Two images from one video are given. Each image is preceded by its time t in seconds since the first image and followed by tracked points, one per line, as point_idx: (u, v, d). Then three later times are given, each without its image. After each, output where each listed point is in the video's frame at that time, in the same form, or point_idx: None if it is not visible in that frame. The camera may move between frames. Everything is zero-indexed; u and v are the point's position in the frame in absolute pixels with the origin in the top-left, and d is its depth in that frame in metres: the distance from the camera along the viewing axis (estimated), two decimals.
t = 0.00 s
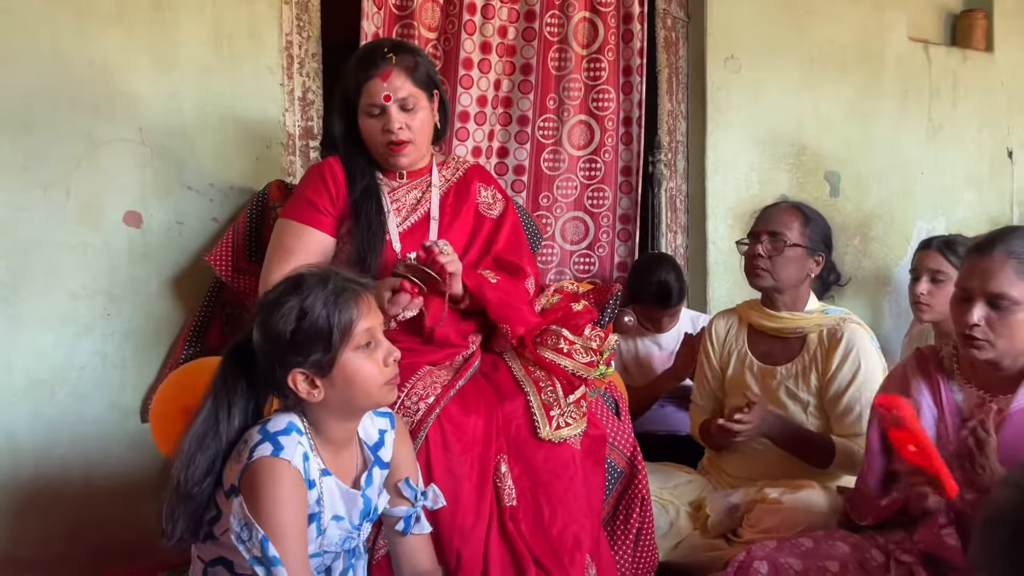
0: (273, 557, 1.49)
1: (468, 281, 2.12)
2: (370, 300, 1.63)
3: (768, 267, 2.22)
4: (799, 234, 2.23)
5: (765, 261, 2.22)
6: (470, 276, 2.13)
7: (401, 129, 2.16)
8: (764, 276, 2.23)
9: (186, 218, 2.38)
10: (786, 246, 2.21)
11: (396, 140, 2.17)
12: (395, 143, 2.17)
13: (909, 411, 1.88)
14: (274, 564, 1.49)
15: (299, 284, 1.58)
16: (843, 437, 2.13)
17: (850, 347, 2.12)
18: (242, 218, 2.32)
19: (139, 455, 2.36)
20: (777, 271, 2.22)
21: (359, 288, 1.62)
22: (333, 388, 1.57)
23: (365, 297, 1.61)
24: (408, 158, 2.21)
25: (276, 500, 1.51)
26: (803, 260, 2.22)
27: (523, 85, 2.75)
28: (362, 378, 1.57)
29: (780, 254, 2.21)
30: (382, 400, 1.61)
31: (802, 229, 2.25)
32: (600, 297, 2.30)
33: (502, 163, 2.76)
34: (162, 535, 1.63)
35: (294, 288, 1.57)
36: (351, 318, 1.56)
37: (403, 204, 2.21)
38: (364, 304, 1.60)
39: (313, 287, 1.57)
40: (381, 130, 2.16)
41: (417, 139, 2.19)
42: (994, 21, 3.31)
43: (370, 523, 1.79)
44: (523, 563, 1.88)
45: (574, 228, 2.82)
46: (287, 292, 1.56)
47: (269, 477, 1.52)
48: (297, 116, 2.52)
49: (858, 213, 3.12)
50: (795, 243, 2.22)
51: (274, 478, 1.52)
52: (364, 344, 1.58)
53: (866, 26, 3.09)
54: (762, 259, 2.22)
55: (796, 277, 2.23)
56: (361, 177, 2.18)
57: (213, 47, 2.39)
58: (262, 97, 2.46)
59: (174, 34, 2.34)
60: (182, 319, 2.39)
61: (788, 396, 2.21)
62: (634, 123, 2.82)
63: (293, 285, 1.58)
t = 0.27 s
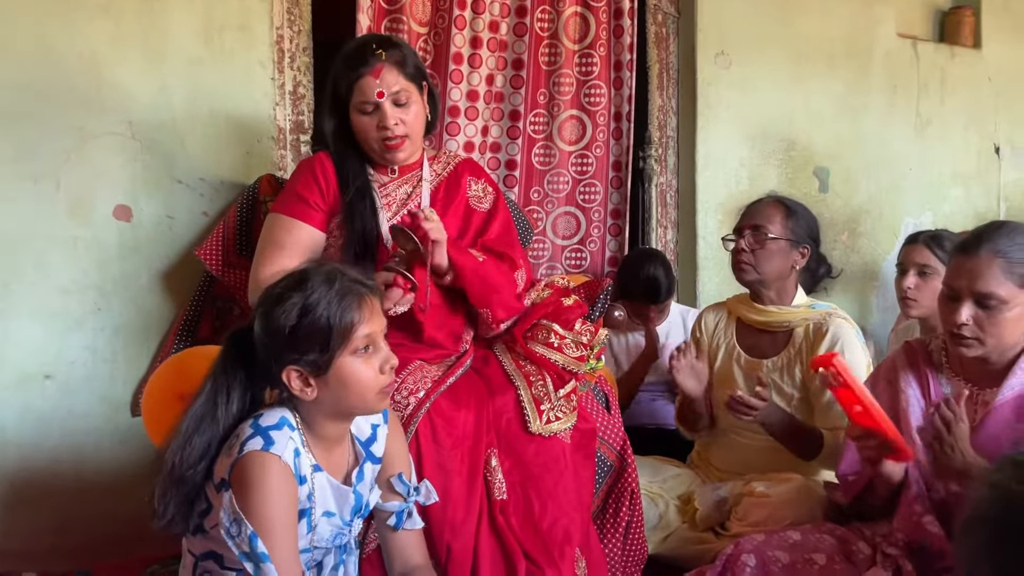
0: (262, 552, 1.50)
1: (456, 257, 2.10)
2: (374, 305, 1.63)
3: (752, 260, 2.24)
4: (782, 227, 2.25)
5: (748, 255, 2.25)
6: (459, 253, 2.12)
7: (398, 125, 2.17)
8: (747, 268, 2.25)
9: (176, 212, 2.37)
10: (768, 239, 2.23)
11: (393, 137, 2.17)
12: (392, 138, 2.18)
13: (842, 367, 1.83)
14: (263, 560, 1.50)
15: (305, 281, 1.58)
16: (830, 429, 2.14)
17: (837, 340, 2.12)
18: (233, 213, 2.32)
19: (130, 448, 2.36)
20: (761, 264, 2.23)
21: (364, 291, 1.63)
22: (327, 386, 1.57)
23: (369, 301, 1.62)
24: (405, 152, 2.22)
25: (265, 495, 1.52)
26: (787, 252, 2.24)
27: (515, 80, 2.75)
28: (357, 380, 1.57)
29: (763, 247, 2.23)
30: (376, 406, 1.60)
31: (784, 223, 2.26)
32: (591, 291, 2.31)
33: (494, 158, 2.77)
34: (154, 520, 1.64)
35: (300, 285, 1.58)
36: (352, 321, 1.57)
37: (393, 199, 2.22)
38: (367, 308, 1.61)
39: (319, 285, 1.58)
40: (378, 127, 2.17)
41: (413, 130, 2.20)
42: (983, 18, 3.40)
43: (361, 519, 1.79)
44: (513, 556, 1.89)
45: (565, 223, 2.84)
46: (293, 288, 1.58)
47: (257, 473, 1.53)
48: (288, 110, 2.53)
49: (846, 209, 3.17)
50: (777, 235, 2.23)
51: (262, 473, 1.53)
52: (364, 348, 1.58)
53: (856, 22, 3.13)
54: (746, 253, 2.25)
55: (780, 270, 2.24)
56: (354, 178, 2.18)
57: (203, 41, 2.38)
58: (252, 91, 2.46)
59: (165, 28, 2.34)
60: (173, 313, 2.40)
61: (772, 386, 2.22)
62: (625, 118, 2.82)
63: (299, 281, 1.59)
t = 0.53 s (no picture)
0: (246, 550, 1.52)
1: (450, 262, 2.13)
2: (360, 311, 1.62)
3: (738, 254, 2.25)
4: (766, 220, 2.26)
5: (734, 249, 2.26)
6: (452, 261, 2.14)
7: (387, 120, 2.16)
8: (733, 262, 2.26)
9: (166, 206, 2.36)
10: (753, 232, 2.24)
11: (382, 132, 2.17)
12: (379, 134, 2.18)
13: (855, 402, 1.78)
14: (247, 558, 1.52)
15: (292, 282, 1.58)
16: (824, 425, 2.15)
17: (825, 334, 2.14)
18: (223, 206, 2.31)
19: (120, 442, 2.35)
20: (747, 258, 2.24)
21: (350, 296, 1.62)
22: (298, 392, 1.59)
23: (354, 309, 1.60)
24: (395, 145, 2.21)
25: (250, 492, 1.54)
26: (774, 245, 2.25)
27: (507, 75, 2.76)
28: (328, 391, 1.58)
29: (748, 241, 2.24)
30: (347, 416, 1.61)
31: (769, 217, 2.27)
32: (583, 286, 2.32)
33: (485, 152, 2.77)
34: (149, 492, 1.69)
35: (285, 285, 1.58)
36: (331, 331, 1.56)
37: (384, 193, 2.21)
38: (351, 317, 1.59)
39: (303, 289, 1.57)
40: (367, 123, 2.16)
41: (402, 126, 2.20)
42: (975, 16, 3.41)
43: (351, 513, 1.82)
44: (504, 550, 1.90)
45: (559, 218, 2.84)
46: (278, 288, 1.58)
47: (240, 471, 1.55)
48: (280, 103, 2.51)
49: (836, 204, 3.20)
50: (761, 228, 2.24)
51: (245, 471, 1.55)
52: (339, 358, 1.58)
53: (845, 18, 3.15)
54: (732, 247, 2.26)
55: (766, 264, 2.25)
56: (344, 173, 2.17)
57: (193, 34, 2.37)
58: (243, 84, 2.45)
59: (154, 21, 2.32)
60: (163, 306, 2.39)
61: (765, 384, 2.23)
62: (619, 112, 2.84)
63: (285, 279, 1.59)
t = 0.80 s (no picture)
0: (228, 547, 1.52)
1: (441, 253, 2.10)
2: (347, 305, 1.61)
3: (726, 249, 2.26)
4: (753, 214, 2.26)
5: (722, 244, 2.27)
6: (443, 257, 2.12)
7: (383, 108, 2.16)
8: (723, 258, 2.27)
9: (157, 199, 2.35)
10: (740, 226, 2.25)
11: (377, 120, 2.17)
12: (376, 123, 2.17)
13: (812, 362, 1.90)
14: (230, 554, 1.52)
15: (278, 277, 1.55)
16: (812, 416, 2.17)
17: (812, 328, 2.14)
18: (215, 200, 2.30)
19: (111, 437, 2.34)
20: (735, 254, 2.25)
21: (337, 290, 1.60)
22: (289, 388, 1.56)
23: (342, 303, 1.59)
24: (390, 136, 2.20)
25: (231, 486, 1.53)
26: (762, 238, 2.26)
27: (500, 69, 2.76)
28: (318, 386, 1.56)
29: (735, 236, 2.25)
30: (336, 412, 1.59)
31: (756, 211, 2.28)
32: (575, 282, 2.30)
33: (478, 147, 2.76)
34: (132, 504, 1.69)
35: (271, 281, 1.55)
36: (321, 326, 1.55)
37: (377, 186, 2.20)
38: (339, 310, 1.58)
39: (290, 284, 1.55)
40: (363, 111, 2.16)
41: (398, 114, 2.19)
42: (965, 10, 3.47)
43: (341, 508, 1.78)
44: (498, 544, 1.90)
45: (549, 212, 2.85)
46: (263, 284, 1.55)
47: (219, 467, 1.54)
48: (271, 97, 2.51)
49: (828, 198, 3.25)
50: (748, 222, 2.25)
51: (225, 467, 1.54)
52: (329, 353, 1.56)
53: (833, 16, 3.19)
54: (720, 243, 2.27)
55: (754, 259, 2.25)
56: (338, 165, 2.17)
57: (184, 26, 2.36)
58: (234, 77, 2.44)
59: (146, 14, 2.31)
60: (154, 300, 2.37)
61: (752, 375, 2.24)
62: (611, 108, 2.86)
63: (270, 275, 1.56)
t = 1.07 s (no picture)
0: (224, 543, 1.50)
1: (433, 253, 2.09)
2: (343, 301, 1.60)
3: (723, 247, 2.25)
4: (747, 211, 2.26)
5: (718, 242, 2.26)
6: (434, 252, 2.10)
7: (376, 100, 2.16)
8: (719, 256, 2.26)
9: (148, 193, 2.33)
10: (735, 224, 2.24)
11: (370, 113, 2.16)
12: (369, 115, 2.16)
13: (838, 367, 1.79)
14: (226, 551, 1.50)
15: (275, 272, 1.54)
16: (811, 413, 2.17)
17: (810, 322, 2.16)
18: (207, 194, 2.28)
19: (102, 433, 2.33)
20: (732, 251, 2.25)
21: (333, 285, 1.60)
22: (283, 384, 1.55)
23: (338, 298, 1.58)
24: (383, 129, 2.20)
25: (225, 482, 1.52)
26: (756, 235, 2.26)
27: (492, 65, 2.76)
28: (313, 383, 1.55)
29: (730, 233, 2.25)
30: (331, 408, 1.59)
31: (749, 207, 2.28)
32: (568, 278, 2.30)
33: (469, 143, 2.76)
34: (125, 503, 1.67)
35: (267, 276, 1.54)
36: (317, 322, 1.54)
37: (369, 181, 2.20)
38: (335, 306, 1.58)
39: (286, 279, 1.54)
40: (356, 103, 2.15)
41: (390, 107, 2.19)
42: (958, 8, 3.50)
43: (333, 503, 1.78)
44: (493, 540, 1.91)
45: (538, 208, 2.86)
46: (259, 280, 1.54)
47: (213, 463, 1.53)
48: (264, 91, 2.50)
49: (822, 195, 3.27)
50: (743, 220, 2.25)
51: (219, 463, 1.53)
52: (325, 349, 1.56)
53: (826, 13, 3.20)
54: (715, 241, 2.26)
55: (750, 255, 2.25)
56: (330, 160, 2.16)
57: (177, 20, 2.34)
58: (226, 71, 2.42)
59: (138, 7, 2.29)
60: (145, 295, 2.36)
61: (749, 372, 2.24)
62: (601, 104, 2.85)
63: (266, 270, 1.55)
